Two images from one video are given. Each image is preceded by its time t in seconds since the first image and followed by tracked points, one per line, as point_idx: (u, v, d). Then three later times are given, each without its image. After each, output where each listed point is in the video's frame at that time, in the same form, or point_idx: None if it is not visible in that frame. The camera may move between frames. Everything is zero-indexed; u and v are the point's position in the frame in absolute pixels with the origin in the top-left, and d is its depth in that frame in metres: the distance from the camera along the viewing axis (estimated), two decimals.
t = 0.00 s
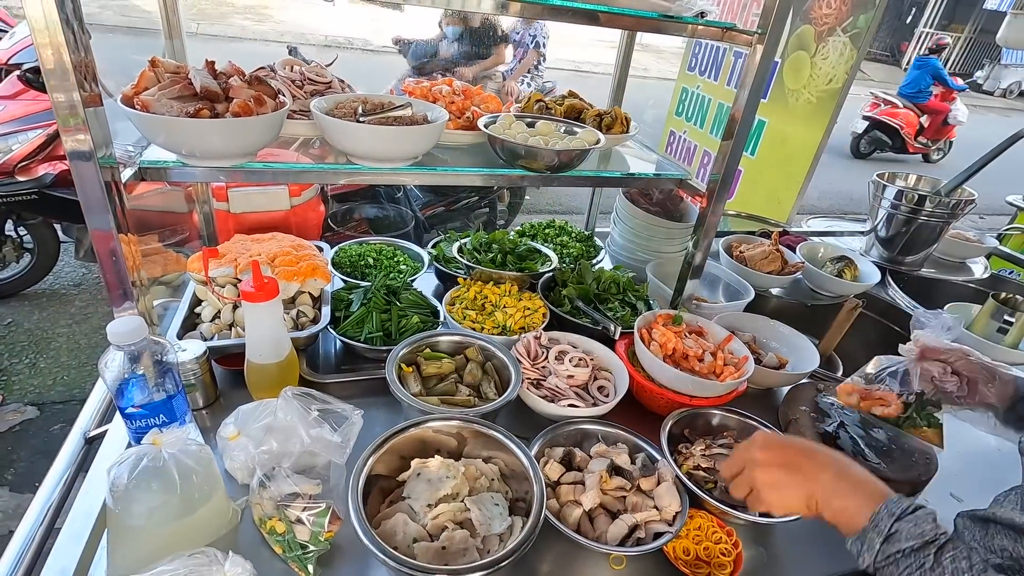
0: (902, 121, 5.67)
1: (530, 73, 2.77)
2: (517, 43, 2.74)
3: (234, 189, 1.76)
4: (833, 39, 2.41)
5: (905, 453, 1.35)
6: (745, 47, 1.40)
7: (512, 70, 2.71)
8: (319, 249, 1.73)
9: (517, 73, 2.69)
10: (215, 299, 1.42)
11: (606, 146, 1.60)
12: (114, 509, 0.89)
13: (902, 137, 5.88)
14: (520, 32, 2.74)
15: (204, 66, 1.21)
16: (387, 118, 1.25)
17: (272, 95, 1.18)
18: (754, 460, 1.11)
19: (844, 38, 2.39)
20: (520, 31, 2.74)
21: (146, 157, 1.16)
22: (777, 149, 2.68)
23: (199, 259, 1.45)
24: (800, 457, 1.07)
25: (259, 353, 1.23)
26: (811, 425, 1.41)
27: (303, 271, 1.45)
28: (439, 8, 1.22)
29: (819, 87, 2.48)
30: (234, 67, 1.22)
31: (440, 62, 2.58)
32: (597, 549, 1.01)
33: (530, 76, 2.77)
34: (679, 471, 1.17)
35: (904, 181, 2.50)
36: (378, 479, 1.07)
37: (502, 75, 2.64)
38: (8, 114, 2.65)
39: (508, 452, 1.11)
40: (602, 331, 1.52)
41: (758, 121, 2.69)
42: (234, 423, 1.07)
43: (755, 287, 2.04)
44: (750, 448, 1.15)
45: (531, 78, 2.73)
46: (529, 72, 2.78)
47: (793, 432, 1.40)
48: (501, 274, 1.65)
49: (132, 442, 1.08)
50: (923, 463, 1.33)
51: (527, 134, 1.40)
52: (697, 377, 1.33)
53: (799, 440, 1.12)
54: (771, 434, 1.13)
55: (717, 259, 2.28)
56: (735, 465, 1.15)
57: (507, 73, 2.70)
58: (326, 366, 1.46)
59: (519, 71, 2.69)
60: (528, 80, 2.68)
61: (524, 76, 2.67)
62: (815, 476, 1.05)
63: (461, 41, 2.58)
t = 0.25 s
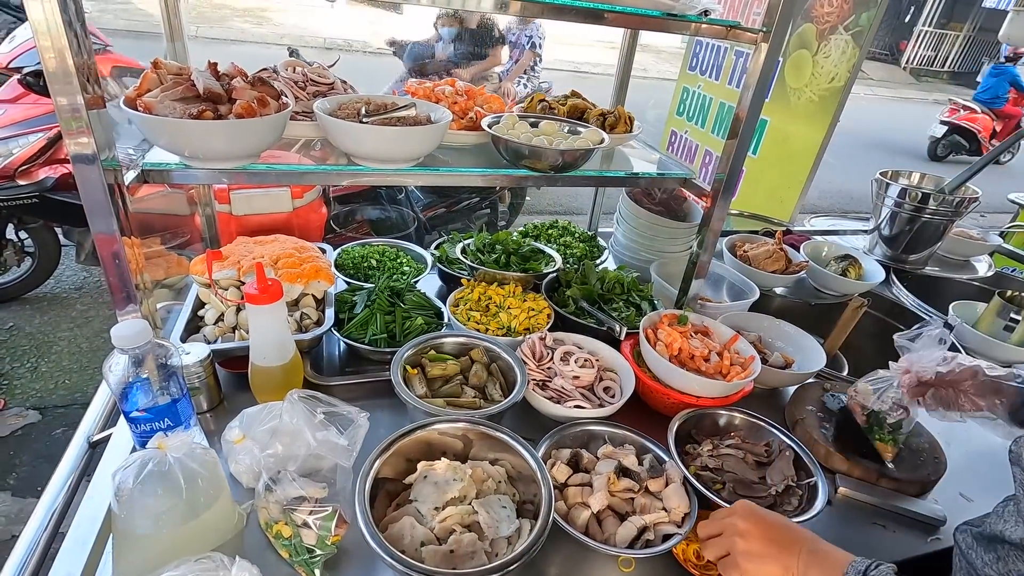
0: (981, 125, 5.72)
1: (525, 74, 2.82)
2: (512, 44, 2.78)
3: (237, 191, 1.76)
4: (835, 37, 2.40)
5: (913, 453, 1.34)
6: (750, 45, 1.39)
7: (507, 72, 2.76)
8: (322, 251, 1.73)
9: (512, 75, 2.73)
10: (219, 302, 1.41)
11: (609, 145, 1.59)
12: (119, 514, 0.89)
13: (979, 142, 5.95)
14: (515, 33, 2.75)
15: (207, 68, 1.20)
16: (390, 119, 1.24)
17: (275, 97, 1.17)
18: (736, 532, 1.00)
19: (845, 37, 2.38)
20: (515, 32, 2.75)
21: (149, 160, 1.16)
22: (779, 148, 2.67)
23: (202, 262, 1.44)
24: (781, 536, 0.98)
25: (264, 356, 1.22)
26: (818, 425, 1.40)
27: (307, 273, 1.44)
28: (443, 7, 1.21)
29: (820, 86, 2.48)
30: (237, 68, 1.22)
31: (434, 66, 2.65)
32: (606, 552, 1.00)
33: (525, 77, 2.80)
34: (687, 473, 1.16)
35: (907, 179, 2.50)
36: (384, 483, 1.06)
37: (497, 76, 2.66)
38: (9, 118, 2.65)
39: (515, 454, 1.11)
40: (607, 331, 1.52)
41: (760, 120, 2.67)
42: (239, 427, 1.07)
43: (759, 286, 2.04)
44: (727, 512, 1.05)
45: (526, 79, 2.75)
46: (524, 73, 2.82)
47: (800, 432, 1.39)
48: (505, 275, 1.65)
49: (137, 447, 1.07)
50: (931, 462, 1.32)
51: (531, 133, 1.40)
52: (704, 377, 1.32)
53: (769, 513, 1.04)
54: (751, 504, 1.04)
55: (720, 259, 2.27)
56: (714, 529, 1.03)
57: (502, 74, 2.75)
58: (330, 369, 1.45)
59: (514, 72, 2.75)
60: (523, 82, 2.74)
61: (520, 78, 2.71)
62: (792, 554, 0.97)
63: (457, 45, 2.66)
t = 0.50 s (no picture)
0: None
1: (522, 75, 2.68)
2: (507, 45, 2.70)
3: (237, 193, 1.76)
4: (838, 35, 2.39)
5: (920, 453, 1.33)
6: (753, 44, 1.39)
7: (504, 71, 2.68)
8: (324, 253, 1.72)
9: (508, 75, 2.63)
10: (221, 304, 1.41)
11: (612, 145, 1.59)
12: (121, 519, 0.88)
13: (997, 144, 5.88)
14: (511, 34, 2.69)
15: (207, 69, 1.20)
16: (392, 120, 1.23)
17: (277, 98, 1.16)
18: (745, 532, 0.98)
19: (847, 35, 2.38)
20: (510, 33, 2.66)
21: (150, 162, 1.15)
22: (781, 147, 2.66)
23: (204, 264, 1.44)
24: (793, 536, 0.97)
25: (266, 358, 1.22)
26: (824, 425, 1.40)
27: (309, 275, 1.44)
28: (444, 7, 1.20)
29: (823, 84, 2.47)
30: (238, 70, 1.21)
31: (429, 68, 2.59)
32: (613, 555, 0.99)
33: (522, 78, 2.67)
34: (693, 474, 1.15)
35: (910, 177, 2.49)
36: (389, 486, 1.05)
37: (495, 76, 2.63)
38: (8, 122, 2.64)
39: (520, 457, 1.10)
40: (611, 331, 1.51)
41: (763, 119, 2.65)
42: (242, 430, 1.06)
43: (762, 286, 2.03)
44: (733, 512, 1.03)
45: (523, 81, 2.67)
46: (522, 74, 2.68)
47: (806, 432, 1.38)
48: (508, 276, 1.64)
49: (139, 451, 1.06)
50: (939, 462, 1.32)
51: (534, 133, 1.39)
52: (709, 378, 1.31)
53: (776, 511, 1.03)
54: (757, 502, 1.03)
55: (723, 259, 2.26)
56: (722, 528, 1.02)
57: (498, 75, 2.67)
58: (332, 371, 1.44)
59: (511, 73, 2.60)
60: (520, 82, 2.61)
61: (517, 78, 2.60)
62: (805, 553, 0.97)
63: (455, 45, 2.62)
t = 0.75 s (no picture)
0: None
1: (518, 75, 2.64)
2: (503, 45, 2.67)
3: (236, 195, 1.75)
4: (839, 33, 2.38)
5: (926, 454, 1.32)
6: (755, 41, 1.37)
7: (500, 71, 2.62)
8: (323, 255, 1.71)
9: (504, 75, 2.57)
10: (219, 307, 1.40)
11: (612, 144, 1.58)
12: (119, 525, 0.87)
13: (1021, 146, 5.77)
14: (506, 33, 2.67)
15: (204, 70, 1.19)
16: (391, 120, 1.22)
17: (274, 98, 1.15)
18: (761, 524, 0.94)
19: (849, 33, 2.36)
20: (506, 32, 2.67)
21: (147, 163, 1.14)
22: (783, 146, 2.65)
23: (202, 267, 1.43)
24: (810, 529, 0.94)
25: (265, 361, 1.21)
26: (828, 426, 1.38)
27: (307, 277, 1.43)
28: (442, 5, 1.19)
29: (824, 83, 2.45)
30: (235, 70, 1.20)
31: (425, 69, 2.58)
32: (616, 559, 0.98)
33: (518, 78, 2.64)
34: (696, 476, 1.14)
35: (913, 175, 2.47)
36: (388, 490, 1.04)
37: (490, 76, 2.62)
38: (7, 124, 2.63)
39: (521, 459, 1.08)
40: (612, 332, 1.50)
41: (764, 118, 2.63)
42: (240, 433, 1.05)
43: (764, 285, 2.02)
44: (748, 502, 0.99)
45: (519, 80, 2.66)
46: (518, 74, 2.65)
47: (810, 433, 1.37)
48: (508, 277, 1.62)
49: (137, 455, 1.05)
50: (945, 462, 1.30)
51: (534, 133, 1.38)
52: (712, 378, 1.30)
53: (790, 501, 0.99)
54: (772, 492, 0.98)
55: (725, 258, 2.25)
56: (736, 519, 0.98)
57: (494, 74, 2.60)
58: (332, 373, 1.43)
59: (507, 73, 2.58)
60: (516, 82, 2.53)
61: (513, 78, 2.54)
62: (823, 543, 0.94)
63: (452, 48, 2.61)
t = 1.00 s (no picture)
0: None
1: (515, 76, 2.68)
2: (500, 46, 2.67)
3: (239, 198, 1.75)
4: (840, 33, 2.37)
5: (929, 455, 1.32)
6: (757, 43, 1.37)
7: (496, 72, 2.65)
8: (326, 257, 1.71)
9: (501, 76, 2.60)
10: (222, 310, 1.40)
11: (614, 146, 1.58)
12: (124, 530, 0.87)
13: None
14: (503, 34, 2.64)
15: (207, 74, 1.19)
16: (393, 123, 1.22)
17: (277, 102, 1.16)
18: (869, 371, 1.17)
19: (850, 32, 2.36)
20: (502, 32, 2.64)
21: (150, 168, 1.14)
22: (785, 146, 2.64)
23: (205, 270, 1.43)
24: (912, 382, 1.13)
25: (268, 364, 1.21)
26: (831, 427, 1.38)
27: (310, 280, 1.43)
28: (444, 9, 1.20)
29: (825, 82, 2.46)
30: (238, 74, 1.20)
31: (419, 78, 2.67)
32: (620, 561, 0.98)
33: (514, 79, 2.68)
34: (700, 478, 1.14)
35: (915, 175, 2.47)
36: (393, 493, 1.04)
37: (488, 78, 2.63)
38: (9, 128, 2.64)
39: (525, 462, 1.09)
40: (615, 334, 1.50)
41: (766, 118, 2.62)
42: (244, 438, 1.05)
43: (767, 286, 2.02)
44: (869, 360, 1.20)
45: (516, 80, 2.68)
46: (514, 75, 2.67)
47: (813, 434, 1.37)
48: (511, 279, 1.62)
49: (142, 459, 1.05)
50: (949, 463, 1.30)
51: (536, 135, 1.38)
52: (715, 380, 1.30)
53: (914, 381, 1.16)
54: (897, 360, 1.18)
55: (727, 259, 2.25)
56: (853, 365, 1.21)
57: (491, 75, 2.63)
58: (335, 376, 1.44)
59: (504, 74, 2.58)
60: (513, 83, 2.60)
61: (509, 78, 2.58)
62: (901, 394, 1.14)
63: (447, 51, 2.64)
